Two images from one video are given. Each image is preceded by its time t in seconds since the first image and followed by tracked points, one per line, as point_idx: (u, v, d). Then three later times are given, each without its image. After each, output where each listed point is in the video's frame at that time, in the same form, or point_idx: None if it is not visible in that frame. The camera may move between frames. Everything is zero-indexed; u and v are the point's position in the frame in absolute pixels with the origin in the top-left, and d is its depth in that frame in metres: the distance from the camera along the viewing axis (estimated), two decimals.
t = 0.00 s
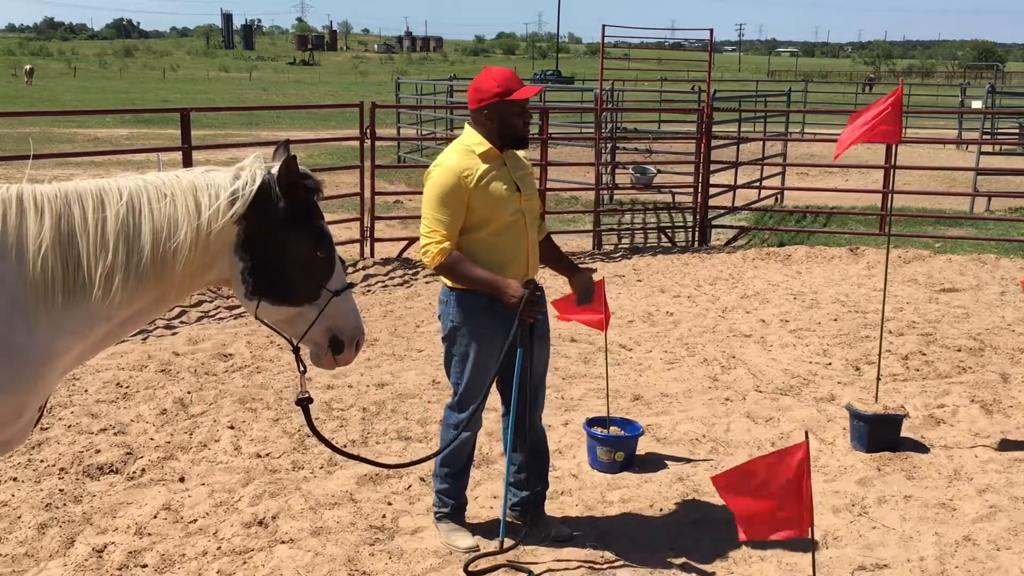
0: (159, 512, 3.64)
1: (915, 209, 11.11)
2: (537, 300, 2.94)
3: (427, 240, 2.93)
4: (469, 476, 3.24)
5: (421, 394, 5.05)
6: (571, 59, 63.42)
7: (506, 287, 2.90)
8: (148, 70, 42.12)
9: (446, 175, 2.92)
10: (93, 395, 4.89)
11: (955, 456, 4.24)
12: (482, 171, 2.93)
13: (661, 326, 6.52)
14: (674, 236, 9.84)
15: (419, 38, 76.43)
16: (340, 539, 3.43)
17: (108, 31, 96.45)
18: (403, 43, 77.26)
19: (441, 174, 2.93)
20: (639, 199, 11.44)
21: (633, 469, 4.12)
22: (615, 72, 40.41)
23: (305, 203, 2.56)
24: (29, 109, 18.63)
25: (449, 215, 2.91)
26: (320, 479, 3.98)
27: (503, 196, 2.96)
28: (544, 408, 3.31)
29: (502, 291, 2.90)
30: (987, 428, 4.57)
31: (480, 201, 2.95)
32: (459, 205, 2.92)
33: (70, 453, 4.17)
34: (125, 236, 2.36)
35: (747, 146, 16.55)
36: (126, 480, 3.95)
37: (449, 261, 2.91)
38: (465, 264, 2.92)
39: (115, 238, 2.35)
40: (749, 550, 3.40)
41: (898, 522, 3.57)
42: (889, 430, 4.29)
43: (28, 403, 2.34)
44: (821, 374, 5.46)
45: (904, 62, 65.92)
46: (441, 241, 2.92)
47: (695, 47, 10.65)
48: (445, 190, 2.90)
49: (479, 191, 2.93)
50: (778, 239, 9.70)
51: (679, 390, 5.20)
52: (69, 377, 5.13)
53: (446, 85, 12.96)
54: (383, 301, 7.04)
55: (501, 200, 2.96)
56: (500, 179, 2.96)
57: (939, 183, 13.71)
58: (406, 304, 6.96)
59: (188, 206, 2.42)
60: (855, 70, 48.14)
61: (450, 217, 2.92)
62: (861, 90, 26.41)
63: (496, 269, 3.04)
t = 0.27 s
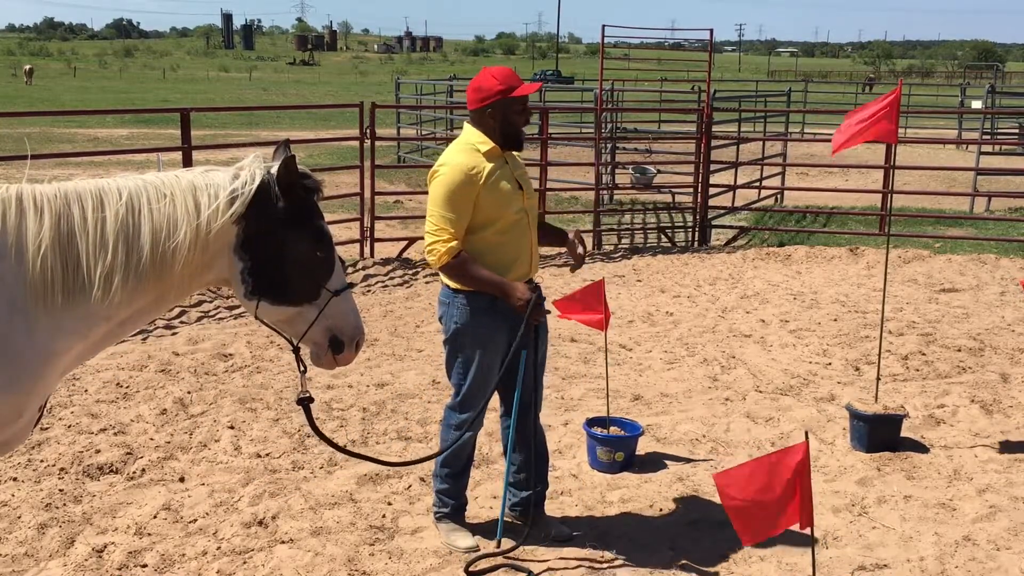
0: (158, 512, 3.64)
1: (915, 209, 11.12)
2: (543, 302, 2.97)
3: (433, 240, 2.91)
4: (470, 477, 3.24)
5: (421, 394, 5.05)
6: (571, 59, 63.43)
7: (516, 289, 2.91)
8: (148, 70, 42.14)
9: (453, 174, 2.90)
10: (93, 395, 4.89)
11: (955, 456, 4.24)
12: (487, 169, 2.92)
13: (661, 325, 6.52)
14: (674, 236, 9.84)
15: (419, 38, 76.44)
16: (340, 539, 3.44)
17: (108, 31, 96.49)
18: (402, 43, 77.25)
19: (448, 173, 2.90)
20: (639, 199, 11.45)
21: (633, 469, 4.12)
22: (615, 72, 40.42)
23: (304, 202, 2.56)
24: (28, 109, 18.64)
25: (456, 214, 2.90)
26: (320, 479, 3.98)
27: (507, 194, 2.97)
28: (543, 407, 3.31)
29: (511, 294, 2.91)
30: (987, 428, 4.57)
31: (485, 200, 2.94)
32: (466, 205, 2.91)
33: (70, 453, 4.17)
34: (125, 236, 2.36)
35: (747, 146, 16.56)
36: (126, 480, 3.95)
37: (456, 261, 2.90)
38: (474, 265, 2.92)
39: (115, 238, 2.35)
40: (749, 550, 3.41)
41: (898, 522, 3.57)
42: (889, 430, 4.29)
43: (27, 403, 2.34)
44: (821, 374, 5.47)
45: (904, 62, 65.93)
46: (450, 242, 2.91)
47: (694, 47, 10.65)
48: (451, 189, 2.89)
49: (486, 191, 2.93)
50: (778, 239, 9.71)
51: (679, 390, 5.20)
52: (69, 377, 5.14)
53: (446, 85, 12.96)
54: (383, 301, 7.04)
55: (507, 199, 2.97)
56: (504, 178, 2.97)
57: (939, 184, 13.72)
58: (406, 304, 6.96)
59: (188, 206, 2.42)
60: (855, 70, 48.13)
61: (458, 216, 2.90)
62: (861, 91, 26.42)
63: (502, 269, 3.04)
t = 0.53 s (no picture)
0: (158, 512, 3.63)
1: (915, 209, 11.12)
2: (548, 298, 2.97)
3: (434, 240, 2.90)
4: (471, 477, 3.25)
5: (421, 394, 5.05)
6: (571, 59, 63.44)
7: (519, 287, 2.92)
8: (148, 70, 42.19)
9: (454, 174, 2.89)
10: (93, 395, 4.89)
11: (955, 456, 4.24)
12: (488, 169, 2.93)
13: (662, 326, 6.52)
14: (674, 236, 9.85)
15: (419, 38, 76.44)
16: (340, 539, 3.43)
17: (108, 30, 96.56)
18: (403, 43, 77.26)
19: (448, 173, 2.90)
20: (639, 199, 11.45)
21: (633, 469, 4.13)
22: (615, 71, 40.43)
23: (304, 203, 2.56)
24: (28, 109, 18.64)
25: (458, 213, 2.89)
26: (320, 479, 3.98)
27: (509, 193, 2.97)
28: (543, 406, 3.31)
29: (514, 292, 2.93)
30: (987, 428, 4.57)
31: (486, 199, 2.94)
32: (467, 204, 2.90)
33: (70, 453, 4.17)
34: (125, 237, 2.36)
35: (747, 146, 16.56)
36: (126, 480, 3.95)
37: (459, 260, 2.90)
38: (476, 264, 2.91)
39: (114, 239, 2.35)
40: (749, 550, 3.41)
41: (898, 522, 3.57)
42: (889, 430, 4.30)
43: (27, 403, 2.34)
44: (821, 374, 5.47)
45: (904, 62, 65.94)
46: (452, 242, 2.90)
47: (694, 47, 10.65)
48: (453, 189, 2.88)
49: (487, 190, 2.93)
50: (778, 239, 9.71)
51: (679, 390, 5.20)
52: (68, 377, 5.14)
53: (446, 85, 12.96)
54: (383, 301, 7.04)
55: (508, 199, 2.97)
56: (505, 177, 2.97)
57: (939, 184, 13.73)
58: (407, 304, 6.97)
59: (187, 207, 2.42)
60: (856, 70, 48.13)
61: (460, 215, 2.90)
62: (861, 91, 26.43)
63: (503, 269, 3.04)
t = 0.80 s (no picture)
0: (159, 512, 3.64)
1: (915, 209, 11.13)
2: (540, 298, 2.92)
3: (426, 238, 2.93)
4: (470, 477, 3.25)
5: (421, 394, 5.05)
6: (570, 59, 63.43)
7: (507, 286, 2.89)
8: (148, 70, 42.24)
9: (447, 172, 2.91)
10: (93, 395, 4.90)
11: (955, 456, 4.24)
12: (483, 169, 2.93)
13: (661, 326, 6.52)
14: (674, 236, 9.85)
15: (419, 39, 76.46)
16: (340, 539, 3.44)
17: (108, 31, 96.60)
18: (402, 43, 77.29)
19: (442, 171, 2.92)
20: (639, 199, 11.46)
21: (633, 469, 4.13)
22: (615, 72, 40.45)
23: (304, 204, 2.56)
24: (29, 109, 18.66)
25: (450, 211, 2.91)
26: (320, 479, 3.98)
27: (504, 192, 2.96)
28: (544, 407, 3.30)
29: (502, 292, 2.89)
30: (987, 428, 4.57)
31: (480, 199, 2.94)
32: (460, 203, 2.91)
33: (70, 453, 4.17)
34: (124, 238, 2.36)
35: (747, 146, 16.56)
36: (126, 480, 3.95)
37: (448, 259, 2.91)
38: (465, 264, 2.91)
39: (114, 240, 2.35)
40: (749, 550, 3.41)
41: (898, 522, 3.57)
42: (889, 430, 4.30)
43: (26, 403, 2.34)
44: (821, 374, 5.47)
45: (904, 62, 65.95)
46: (440, 240, 2.92)
47: (694, 47, 10.65)
48: (444, 187, 2.90)
49: (478, 189, 2.93)
50: (778, 239, 9.73)
51: (679, 390, 5.20)
52: (68, 377, 5.14)
53: (445, 85, 12.96)
54: (383, 301, 7.04)
55: (501, 199, 2.96)
56: (499, 177, 2.96)
57: (939, 184, 13.73)
58: (407, 304, 6.97)
59: (187, 208, 2.42)
60: (856, 70, 48.12)
61: (452, 213, 2.91)
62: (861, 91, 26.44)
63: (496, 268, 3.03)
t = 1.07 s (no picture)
0: (159, 512, 3.64)
1: (916, 209, 11.12)
2: (519, 295, 2.86)
3: (421, 233, 2.97)
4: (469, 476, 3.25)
5: (421, 394, 5.05)
6: (570, 59, 63.43)
7: (487, 283, 2.86)
8: (148, 70, 42.26)
9: (444, 169, 2.95)
10: (93, 395, 4.90)
11: (955, 456, 4.24)
12: (480, 168, 2.94)
13: (661, 326, 6.52)
14: (674, 236, 9.85)
15: (419, 39, 76.47)
16: (340, 539, 3.44)
17: (108, 31, 96.65)
18: (403, 43, 77.32)
19: (439, 168, 2.96)
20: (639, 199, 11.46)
21: (633, 469, 4.13)
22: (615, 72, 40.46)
23: (305, 204, 2.55)
24: (29, 109, 18.67)
25: (442, 206, 2.94)
26: (320, 480, 3.98)
27: (500, 191, 2.94)
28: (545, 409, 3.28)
29: (483, 288, 2.87)
30: (987, 428, 4.57)
31: (475, 197, 2.95)
32: (453, 200, 2.94)
33: (70, 453, 4.17)
34: (124, 238, 2.36)
35: (748, 146, 16.56)
36: (126, 480, 3.95)
37: (436, 254, 2.93)
38: (452, 260, 2.92)
39: (114, 240, 2.35)
40: (749, 550, 3.41)
41: (898, 522, 3.57)
42: (889, 430, 4.30)
43: (26, 403, 2.34)
44: (821, 374, 5.47)
45: (903, 62, 65.96)
46: (433, 235, 2.95)
47: (694, 47, 10.65)
48: (439, 183, 2.94)
49: (472, 187, 2.94)
50: (778, 239, 9.73)
51: (679, 390, 5.20)
52: (68, 378, 5.14)
53: (445, 85, 12.96)
54: (383, 301, 7.04)
55: (496, 197, 2.94)
56: (497, 175, 2.95)
57: (939, 184, 13.72)
58: (407, 304, 6.97)
59: (187, 208, 2.42)
60: (856, 70, 48.11)
61: (444, 209, 2.94)
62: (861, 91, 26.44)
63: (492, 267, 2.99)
